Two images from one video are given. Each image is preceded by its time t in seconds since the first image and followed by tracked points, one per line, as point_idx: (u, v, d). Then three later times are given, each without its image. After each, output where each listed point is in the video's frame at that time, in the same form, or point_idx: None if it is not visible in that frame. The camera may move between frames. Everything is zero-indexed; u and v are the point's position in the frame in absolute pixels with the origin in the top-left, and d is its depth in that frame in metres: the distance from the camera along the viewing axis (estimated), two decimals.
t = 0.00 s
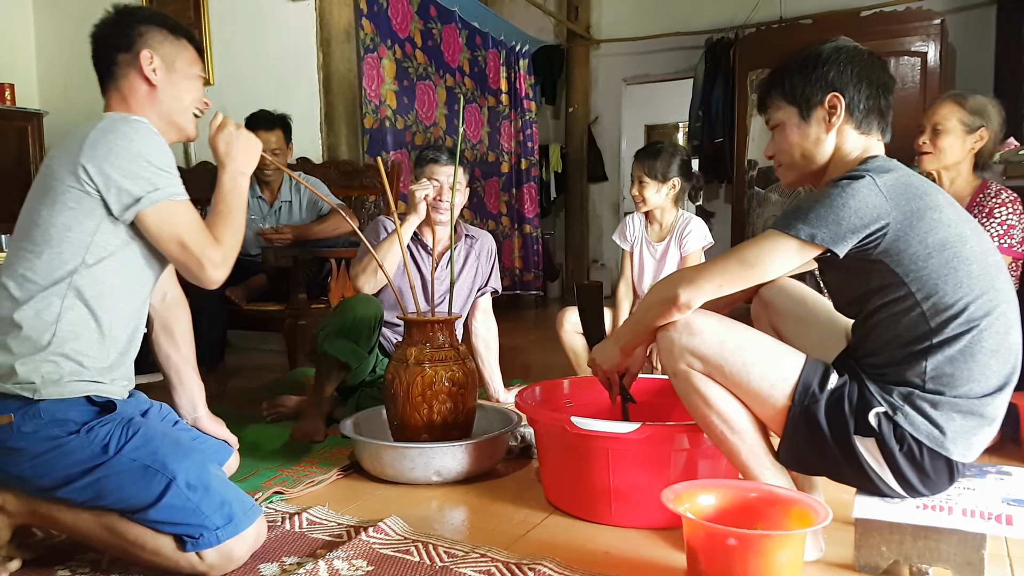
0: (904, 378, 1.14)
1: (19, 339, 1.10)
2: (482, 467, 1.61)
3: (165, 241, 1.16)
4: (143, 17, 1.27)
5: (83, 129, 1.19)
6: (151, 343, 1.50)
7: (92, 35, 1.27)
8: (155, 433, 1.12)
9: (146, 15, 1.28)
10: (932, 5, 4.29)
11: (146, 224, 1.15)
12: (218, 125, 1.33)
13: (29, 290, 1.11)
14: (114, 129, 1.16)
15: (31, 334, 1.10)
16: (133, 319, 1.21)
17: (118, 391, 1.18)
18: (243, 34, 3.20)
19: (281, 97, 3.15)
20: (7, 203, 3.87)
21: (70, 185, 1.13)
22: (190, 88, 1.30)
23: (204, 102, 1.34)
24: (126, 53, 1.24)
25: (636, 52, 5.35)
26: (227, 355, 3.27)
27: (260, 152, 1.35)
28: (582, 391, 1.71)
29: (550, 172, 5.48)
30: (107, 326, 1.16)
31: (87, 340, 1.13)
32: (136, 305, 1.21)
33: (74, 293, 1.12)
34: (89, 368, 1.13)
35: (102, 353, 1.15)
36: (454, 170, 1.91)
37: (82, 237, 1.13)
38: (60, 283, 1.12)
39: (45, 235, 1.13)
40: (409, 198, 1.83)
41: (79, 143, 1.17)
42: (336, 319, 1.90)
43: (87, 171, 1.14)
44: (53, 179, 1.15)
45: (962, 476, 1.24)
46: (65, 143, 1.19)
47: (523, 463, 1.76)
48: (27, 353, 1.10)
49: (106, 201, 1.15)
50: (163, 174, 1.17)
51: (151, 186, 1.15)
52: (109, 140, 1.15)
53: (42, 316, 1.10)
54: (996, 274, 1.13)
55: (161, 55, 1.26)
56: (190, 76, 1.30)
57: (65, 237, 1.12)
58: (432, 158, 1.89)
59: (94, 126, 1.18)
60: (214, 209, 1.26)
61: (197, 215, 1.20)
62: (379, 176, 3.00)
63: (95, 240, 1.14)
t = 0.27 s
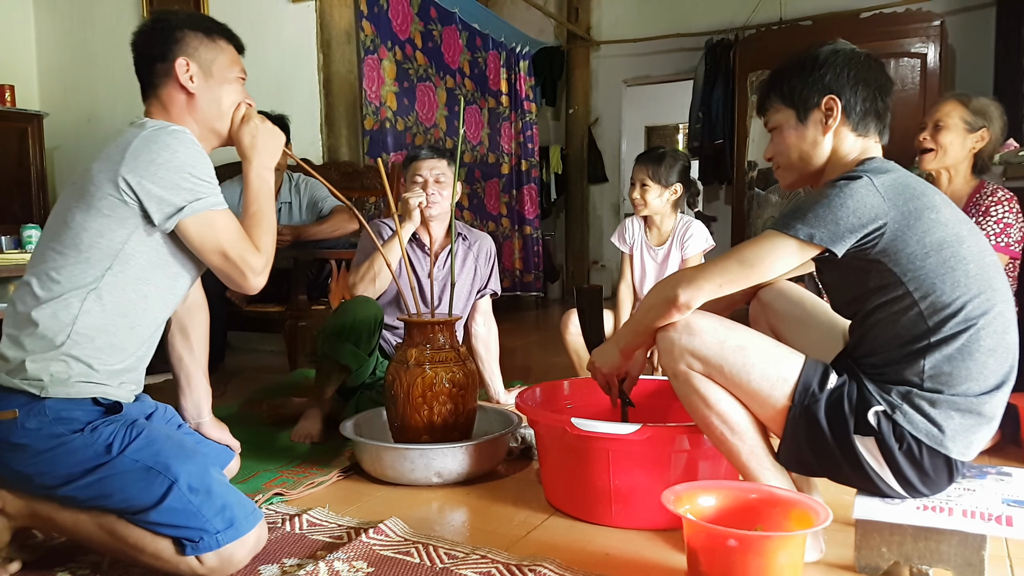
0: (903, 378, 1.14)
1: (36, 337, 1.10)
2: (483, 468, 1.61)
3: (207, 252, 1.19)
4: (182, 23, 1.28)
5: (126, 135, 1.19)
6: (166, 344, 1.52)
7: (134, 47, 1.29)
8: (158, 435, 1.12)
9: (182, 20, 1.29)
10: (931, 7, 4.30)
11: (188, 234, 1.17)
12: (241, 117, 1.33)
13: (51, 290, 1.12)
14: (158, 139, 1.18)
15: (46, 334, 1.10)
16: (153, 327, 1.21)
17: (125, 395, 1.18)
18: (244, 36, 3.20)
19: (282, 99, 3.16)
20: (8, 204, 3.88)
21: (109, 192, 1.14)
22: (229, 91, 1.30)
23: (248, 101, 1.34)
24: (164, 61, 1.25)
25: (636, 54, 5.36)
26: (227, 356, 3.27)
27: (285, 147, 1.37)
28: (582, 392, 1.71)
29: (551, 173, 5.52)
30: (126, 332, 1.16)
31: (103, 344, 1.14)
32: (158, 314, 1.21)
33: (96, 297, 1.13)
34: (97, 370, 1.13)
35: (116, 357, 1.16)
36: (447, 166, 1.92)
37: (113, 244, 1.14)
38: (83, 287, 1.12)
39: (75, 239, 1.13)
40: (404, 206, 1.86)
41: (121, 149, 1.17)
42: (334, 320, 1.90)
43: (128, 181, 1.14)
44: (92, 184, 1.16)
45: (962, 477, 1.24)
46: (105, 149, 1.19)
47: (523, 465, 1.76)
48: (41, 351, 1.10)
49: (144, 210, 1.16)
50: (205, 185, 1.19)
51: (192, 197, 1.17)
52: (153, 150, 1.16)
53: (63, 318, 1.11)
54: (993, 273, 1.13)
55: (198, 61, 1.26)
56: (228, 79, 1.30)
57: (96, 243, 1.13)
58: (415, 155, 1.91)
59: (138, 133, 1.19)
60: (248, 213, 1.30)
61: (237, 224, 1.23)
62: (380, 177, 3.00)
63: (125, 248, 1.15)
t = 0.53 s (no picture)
0: (901, 378, 1.14)
1: (39, 336, 1.10)
2: (484, 469, 1.61)
3: (216, 252, 1.19)
4: (195, 22, 1.28)
5: (134, 133, 1.20)
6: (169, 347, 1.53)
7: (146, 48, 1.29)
8: (160, 437, 1.12)
9: (194, 19, 1.29)
10: (932, 8, 4.30)
11: (196, 234, 1.17)
12: (253, 116, 1.33)
13: (57, 289, 1.12)
14: (167, 138, 1.18)
15: (49, 332, 1.10)
16: (159, 327, 1.21)
17: (126, 395, 1.17)
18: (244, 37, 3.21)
19: (283, 100, 3.17)
20: (9, 205, 3.89)
21: (116, 191, 1.15)
22: (241, 89, 1.30)
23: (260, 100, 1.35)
24: (176, 61, 1.25)
25: (636, 55, 5.36)
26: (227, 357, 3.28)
27: (294, 146, 1.38)
28: (582, 394, 1.71)
29: (551, 173, 5.55)
30: (131, 332, 1.16)
31: (107, 344, 1.14)
32: (165, 314, 1.21)
33: (101, 297, 1.13)
34: (99, 370, 1.13)
35: (121, 357, 1.16)
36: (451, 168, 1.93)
37: (119, 243, 1.14)
38: (88, 286, 1.12)
39: (81, 237, 1.14)
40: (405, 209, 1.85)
41: (130, 147, 1.18)
42: (335, 323, 1.90)
43: (136, 180, 1.15)
44: (99, 182, 1.16)
45: (963, 478, 1.23)
46: (114, 147, 1.19)
47: (524, 466, 1.76)
48: (44, 350, 1.10)
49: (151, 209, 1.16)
50: (213, 184, 1.19)
51: (200, 196, 1.17)
52: (161, 149, 1.17)
53: (67, 317, 1.11)
54: (989, 272, 1.13)
55: (209, 61, 1.27)
56: (239, 78, 1.30)
57: (101, 241, 1.14)
58: (419, 158, 1.91)
59: (146, 131, 1.19)
60: (256, 212, 1.29)
61: (245, 223, 1.23)
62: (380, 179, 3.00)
63: (131, 247, 1.15)
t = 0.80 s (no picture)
0: (901, 380, 1.14)
1: (28, 343, 1.10)
2: (484, 471, 1.60)
3: (202, 254, 1.19)
4: (185, 23, 1.28)
5: (119, 135, 1.20)
6: (163, 346, 1.52)
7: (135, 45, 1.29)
8: (155, 439, 1.12)
9: (185, 19, 1.29)
10: (933, 10, 4.30)
11: (181, 235, 1.17)
12: (244, 121, 1.34)
13: (45, 294, 1.12)
14: (151, 139, 1.18)
15: (38, 337, 1.10)
16: (149, 330, 1.21)
17: (119, 399, 1.17)
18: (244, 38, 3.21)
19: (283, 101, 3.17)
20: (10, 206, 3.89)
21: (102, 193, 1.15)
22: (231, 93, 1.31)
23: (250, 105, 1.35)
24: (166, 61, 1.25)
25: (637, 57, 5.36)
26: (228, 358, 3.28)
27: (286, 152, 1.38)
28: (583, 395, 1.71)
29: (552, 175, 5.55)
30: (121, 336, 1.16)
31: (98, 348, 1.14)
32: (154, 316, 1.21)
33: (90, 300, 1.13)
34: (90, 375, 1.13)
35: (111, 362, 1.16)
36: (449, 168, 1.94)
37: (106, 246, 1.14)
38: (76, 290, 1.12)
39: (68, 241, 1.14)
40: (404, 210, 1.86)
41: (115, 149, 1.18)
42: (337, 325, 1.90)
43: (121, 181, 1.15)
44: (85, 186, 1.16)
45: (964, 480, 1.23)
46: (100, 149, 1.20)
47: (524, 467, 1.76)
48: (34, 357, 1.10)
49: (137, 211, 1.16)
50: (199, 184, 1.19)
51: (186, 197, 1.17)
52: (146, 150, 1.17)
53: (56, 321, 1.11)
54: (989, 275, 1.13)
55: (200, 62, 1.27)
56: (230, 81, 1.30)
57: (89, 245, 1.14)
58: (417, 158, 1.92)
59: (132, 133, 1.20)
60: (244, 216, 1.30)
61: (231, 226, 1.22)
62: (380, 180, 3.00)
63: (119, 250, 1.15)
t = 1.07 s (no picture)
0: (905, 383, 1.14)
1: (28, 347, 1.10)
2: (486, 474, 1.60)
3: (194, 257, 1.18)
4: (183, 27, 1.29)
5: (114, 139, 1.20)
6: (163, 350, 1.52)
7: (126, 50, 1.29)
8: (157, 442, 1.12)
9: (185, 25, 1.30)
10: (935, 12, 4.30)
11: (174, 239, 1.17)
12: (234, 131, 1.34)
13: (45, 298, 1.12)
14: (145, 142, 1.18)
15: (39, 341, 1.10)
16: (148, 332, 1.21)
17: (122, 401, 1.18)
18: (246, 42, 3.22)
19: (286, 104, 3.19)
20: (13, 209, 3.90)
21: (98, 197, 1.15)
22: (226, 100, 1.32)
23: (238, 114, 1.36)
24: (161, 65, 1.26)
25: (639, 59, 5.36)
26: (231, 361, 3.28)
27: (276, 158, 1.39)
28: (586, 397, 1.71)
29: (553, 178, 5.56)
30: (120, 338, 1.16)
31: (98, 351, 1.14)
32: (153, 318, 1.22)
33: (89, 304, 1.13)
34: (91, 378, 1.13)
35: (111, 365, 1.16)
36: (456, 173, 1.94)
37: (104, 248, 1.14)
38: (76, 293, 1.12)
39: (67, 245, 1.14)
40: (407, 212, 1.84)
41: (111, 153, 1.18)
42: (340, 328, 1.90)
43: (116, 184, 1.15)
44: (81, 189, 1.16)
45: (968, 484, 1.23)
46: (95, 153, 1.20)
47: (527, 470, 1.76)
48: (35, 361, 1.10)
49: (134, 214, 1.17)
50: (194, 187, 1.20)
51: (181, 200, 1.17)
52: (141, 153, 1.17)
53: (56, 325, 1.11)
54: (994, 278, 1.13)
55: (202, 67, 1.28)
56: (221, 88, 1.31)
57: (87, 248, 1.14)
58: (432, 163, 1.93)
59: (126, 136, 1.20)
60: (234, 219, 1.30)
61: (224, 229, 1.22)
62: (383, 182, 3.00)
63: (117, 252, 1.15)
